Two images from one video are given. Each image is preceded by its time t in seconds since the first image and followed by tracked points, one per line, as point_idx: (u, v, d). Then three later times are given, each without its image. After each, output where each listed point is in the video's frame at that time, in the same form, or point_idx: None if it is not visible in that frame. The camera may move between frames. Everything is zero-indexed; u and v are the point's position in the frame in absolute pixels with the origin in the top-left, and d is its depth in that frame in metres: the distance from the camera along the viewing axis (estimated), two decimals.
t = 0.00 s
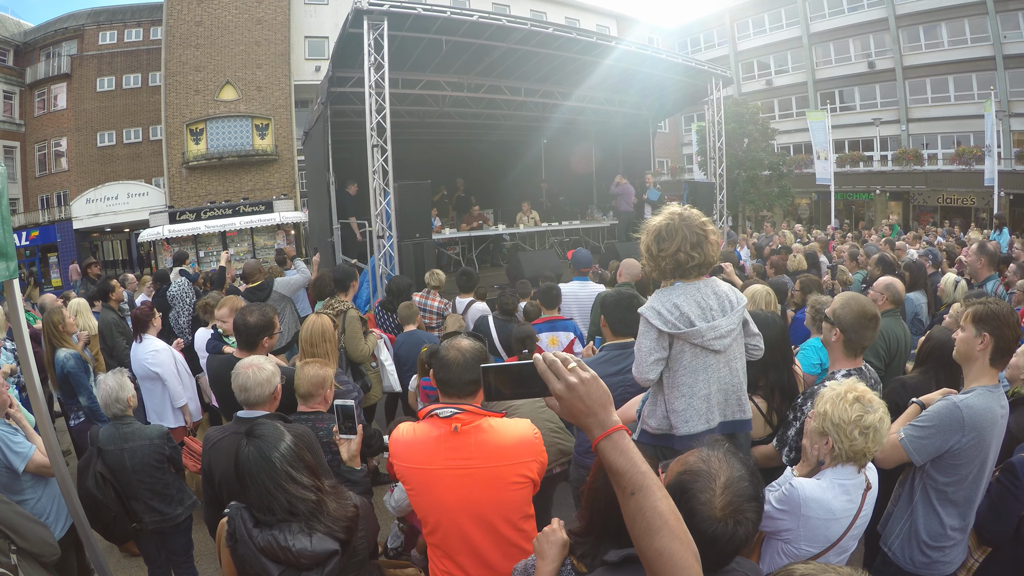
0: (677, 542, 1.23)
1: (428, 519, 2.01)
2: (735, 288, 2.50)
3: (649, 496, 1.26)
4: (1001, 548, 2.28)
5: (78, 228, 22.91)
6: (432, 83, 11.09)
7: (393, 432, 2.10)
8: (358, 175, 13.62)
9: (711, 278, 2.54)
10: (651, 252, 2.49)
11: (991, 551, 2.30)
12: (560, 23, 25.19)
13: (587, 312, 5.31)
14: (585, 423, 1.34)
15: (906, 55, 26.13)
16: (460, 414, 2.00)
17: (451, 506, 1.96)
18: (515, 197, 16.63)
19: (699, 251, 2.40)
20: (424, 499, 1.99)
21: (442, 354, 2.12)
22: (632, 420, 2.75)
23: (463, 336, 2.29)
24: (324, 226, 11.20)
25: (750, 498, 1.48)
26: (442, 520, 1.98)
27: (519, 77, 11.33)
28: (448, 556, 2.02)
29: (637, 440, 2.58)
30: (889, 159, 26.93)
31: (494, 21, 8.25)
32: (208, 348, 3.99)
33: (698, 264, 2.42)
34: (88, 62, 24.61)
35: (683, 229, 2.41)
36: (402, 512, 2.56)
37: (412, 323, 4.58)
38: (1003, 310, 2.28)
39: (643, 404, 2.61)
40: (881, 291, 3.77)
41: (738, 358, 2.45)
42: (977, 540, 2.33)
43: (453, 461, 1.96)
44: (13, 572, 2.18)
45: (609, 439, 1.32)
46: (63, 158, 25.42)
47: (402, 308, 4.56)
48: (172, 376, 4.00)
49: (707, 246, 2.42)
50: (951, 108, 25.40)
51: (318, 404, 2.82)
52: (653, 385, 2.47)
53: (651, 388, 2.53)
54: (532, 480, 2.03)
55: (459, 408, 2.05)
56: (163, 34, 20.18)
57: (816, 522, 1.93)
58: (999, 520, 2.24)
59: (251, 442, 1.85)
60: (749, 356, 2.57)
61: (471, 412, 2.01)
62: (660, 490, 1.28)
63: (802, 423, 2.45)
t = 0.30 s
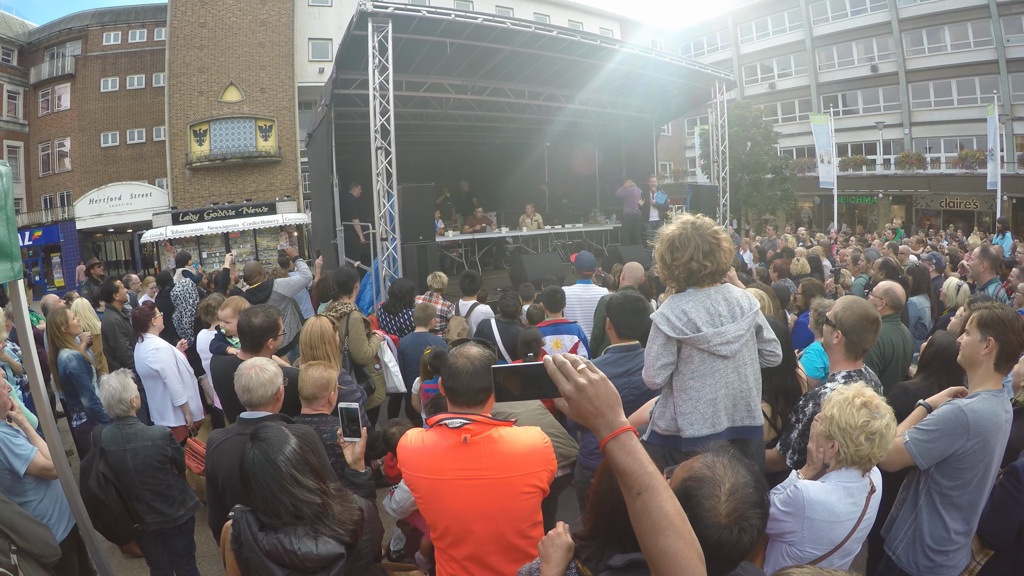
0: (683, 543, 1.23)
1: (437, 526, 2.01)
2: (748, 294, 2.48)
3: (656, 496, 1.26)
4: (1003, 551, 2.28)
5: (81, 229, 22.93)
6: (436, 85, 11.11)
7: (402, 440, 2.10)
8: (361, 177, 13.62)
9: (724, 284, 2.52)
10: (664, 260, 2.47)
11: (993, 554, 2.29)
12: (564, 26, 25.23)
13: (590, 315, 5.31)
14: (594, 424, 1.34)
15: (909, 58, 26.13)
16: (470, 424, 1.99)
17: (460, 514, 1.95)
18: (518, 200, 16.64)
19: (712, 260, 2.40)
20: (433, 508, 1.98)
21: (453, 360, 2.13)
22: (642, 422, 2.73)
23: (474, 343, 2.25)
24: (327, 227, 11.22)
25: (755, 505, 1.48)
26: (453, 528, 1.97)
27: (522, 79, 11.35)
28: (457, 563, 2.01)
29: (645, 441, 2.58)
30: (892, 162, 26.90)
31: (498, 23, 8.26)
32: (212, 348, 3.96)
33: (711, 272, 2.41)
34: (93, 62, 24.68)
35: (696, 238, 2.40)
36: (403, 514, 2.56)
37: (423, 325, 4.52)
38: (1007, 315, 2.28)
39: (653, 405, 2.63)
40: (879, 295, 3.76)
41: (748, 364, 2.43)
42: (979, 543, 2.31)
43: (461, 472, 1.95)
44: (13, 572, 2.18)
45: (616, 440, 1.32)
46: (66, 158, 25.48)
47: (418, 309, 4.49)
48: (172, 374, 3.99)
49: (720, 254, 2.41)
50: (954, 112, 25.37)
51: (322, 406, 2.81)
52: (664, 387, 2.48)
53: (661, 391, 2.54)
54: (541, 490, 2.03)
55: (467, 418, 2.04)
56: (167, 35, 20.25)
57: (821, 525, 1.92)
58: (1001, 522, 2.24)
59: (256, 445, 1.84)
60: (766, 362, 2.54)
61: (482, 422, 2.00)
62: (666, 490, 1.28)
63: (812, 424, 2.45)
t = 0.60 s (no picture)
0: (684, 545, 1.24)
1: (454, 528, 1.95)
2: (753, 302, 2.48)
3: (656, 500, 1.27)
4: (1000, 555, 2.29)
5: (80, 229, 22.89)
6: (437, 88, 11.14)
7: (420, 439, 2.04)
8: (361, 180, 13.62)
9: (732, 291, 2.53)
10: (675, 267, 2.49)
11: (991, 557, 2.30)
12: (564, 29, 25.29)
13: (590, 318, 5.32)
14: (595, 428, 1.34)
15: (908, 63, 26.24)
16: (489, 425, 1.92)
17: (476, 514, 1.89)
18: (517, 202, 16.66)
19: (721, 269, 2.41)
20: (451, 509, 1.92)
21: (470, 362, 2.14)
22: (646, 425, 2.75)
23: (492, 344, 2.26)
24: (327, 230, 11.22)
25: (756, 511, 1.47)
26: (470, 528, 1.91)
27: (523, 83, 11.37)
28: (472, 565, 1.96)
29: (649, 444, 2.59)
30: (891, 167, 26.95)
31: (499, 27, 8.27)
32: (212, 351, 3.94)
33: (720, 281, 2.42)
34: (93, 63, 24.70)
35: (707, 247, 2.41)
36: (398, 508, 2.71)
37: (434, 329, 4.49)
38: (1007, 319, 2.28)
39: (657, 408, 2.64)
40: (872, 299, 3.77)
41: (751, 371, 2.43)
42: (977, 547, 2.32)
43: (481, 473, 1.89)
44: None
45: (617, 443, 1.32)
46: (66, 158, 25.48)
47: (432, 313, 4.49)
48: (168, 372, 4.00)
49: (730, 263, 2.42)
50: (953, 117, 25.41)
51: (321, 409, 2.81)
52: (666, 392, 2.50)
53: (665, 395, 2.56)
54: (559, 492, 1.95)
55: (488, 418, 1.96)
56: (167, 37, 20.27)
57: (823, 529, 1.93)
58: (998, 526, 2.26)
59: (256, 449, 1.84)
60: (769, 370, 2.54)
61: (501, 423, 1.93)
62: (666, 494, 1.29)
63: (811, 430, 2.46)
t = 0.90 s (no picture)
0: (689, 546, 1.24)
1: (466, 525, 1.91)
2: (754, 301, 2.49)
3: (661, 500, 1.27)
4: (1002, 555, 2.29)
5: (81, 230, 22.90)
6: (437, 89, 11.14)
7: (435, 437, 2.00)
8: (361, 180, 13.61)
9: (733, 292, 2.53)
10: (677, 268, 2.49)
11: (992, 558, 2.29)
12: (565, 30, 25.33)
13: (591, 318, 5.32)
14: (599, 430, 1.35)
15: (908, 63, 26.24)
16: (506, 421, 1.88)
17: (490, 511, 1.85)
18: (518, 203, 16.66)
19: (723, 271, 2.42)
20: (466, 506, 1.88)
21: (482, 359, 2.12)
22: (650, 426, 2.74)
23: (506, 341, 2.25)
24: (327, 230, 11.23)
25: (759, 516, 1.47)
26: (485, 526, 1.87)
27: (523, 83, 11.36)
28: (485, 564, 1.91)
29: (654, 444, 2.59)
30: (891, 167, 26.94)
31: (500, 27, 8.26)
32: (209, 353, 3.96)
33: (723, 282, 2.42)
34: (93, 64, 24.71)
35: (709, 248, 2.41)
36: (400, 505, 2.73)
37: (438, 329, 4.51)
38: (1007, 319, 2.28)
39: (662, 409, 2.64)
40: (869, 300, 3.80)
41: (754, 370, 2.43)
42: (978, 547, 2.31)
43: (496, 469, 1.84)
44: None
45: (622, 445, 1.33)
46: (67, 159, 25.49)
47: (436, 314, 4.52)
48: (165, 372, 3.99)
49: (731, 264, 2.43)
50: (953, 117, 25.39)
51: (321, 410, 2.81)
52: (670, 392, 2.50)
53: (669, 395, 2.55)
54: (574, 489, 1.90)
55: (503, 415, 1.93)
56: (168, 38, 20.28)
57: (825, 529, 1.92)
58: (1001, 527, 2.26)
59: (259, 450, 1.83)
60: (771, 369, 2.55)
61: (517, 419, 1.90)
62: (672, 495, 1.29)
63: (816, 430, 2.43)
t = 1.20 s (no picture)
0: (691, 544, 1.24)
1: (471, 524, 1.91)
2: (752, 299, 2.49)
3: (665, 499, 1.27)
4: (1002, 555, 2.29)
5: (81, 230, 22.91)
6: (437, 89, 11.15)
7: (440, 438, 1.99)
8: (362, 180, 13.60)
9: (731, 290, 2.53)
10: (676, 268, 2.49)
11: (992, 558, 2.29)
12: (565, 30, 25.35)
13: (592, 318, 5.32)
14: (604, 429, 1.35)
15: (909, 62, 26.22)
16: (513, 422, 1.88)
17: (496, 510, 1.84)
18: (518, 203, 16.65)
19: (721, 269, 2.42)
20: (471, 506, 1.88)
21: (487, 359, 2.12)
22: (652, 425, 2.74)
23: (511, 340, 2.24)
24: (328, 230, 11.24)
25: (761, 519, 1.47)
26: (492, 526, 1.86)
27: (523, 83, 11.36)
28: (491, 564, 1.92)
29: (656, 442, 2.59)
30: (892, 167, 26.92)
31: (500, 27, 8.26)
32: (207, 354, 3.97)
33: (721, 281, 2.42)
34: (94, 64, 24.73)
35: (707, 247, 2.41)
36: (400, 505, 2.73)
37: (439, 328, 4.51)
38: (1006, 319, 2.28)
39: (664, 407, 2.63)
40: (867, 300, 3.82)
41: (753, 366, 2.43)
42: (979, 547, 2.31)
43: (502, 471, 1.84)
44: None
45: (627, 444, 1.33)
46: (67, 159, 25.50)
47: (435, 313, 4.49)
48: (165, 370, 3.99)
49: (729, 263, 2.43)
50: (953, 116, 25.38)
51: (320, 411, 2.81)
52: (671, 390, 2.50)
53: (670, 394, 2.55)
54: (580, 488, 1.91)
55: (509, 415, 1.93)
56: (168, 38, 20.28)
57: (834, 531, 1.91)
58: (1002, 528, 2.26)
59: (259, 451, 1.83)
60: (771, 365, 2.55)
61: (524, 419, 1.90)
62: (676, 493, 1.29)
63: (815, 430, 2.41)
